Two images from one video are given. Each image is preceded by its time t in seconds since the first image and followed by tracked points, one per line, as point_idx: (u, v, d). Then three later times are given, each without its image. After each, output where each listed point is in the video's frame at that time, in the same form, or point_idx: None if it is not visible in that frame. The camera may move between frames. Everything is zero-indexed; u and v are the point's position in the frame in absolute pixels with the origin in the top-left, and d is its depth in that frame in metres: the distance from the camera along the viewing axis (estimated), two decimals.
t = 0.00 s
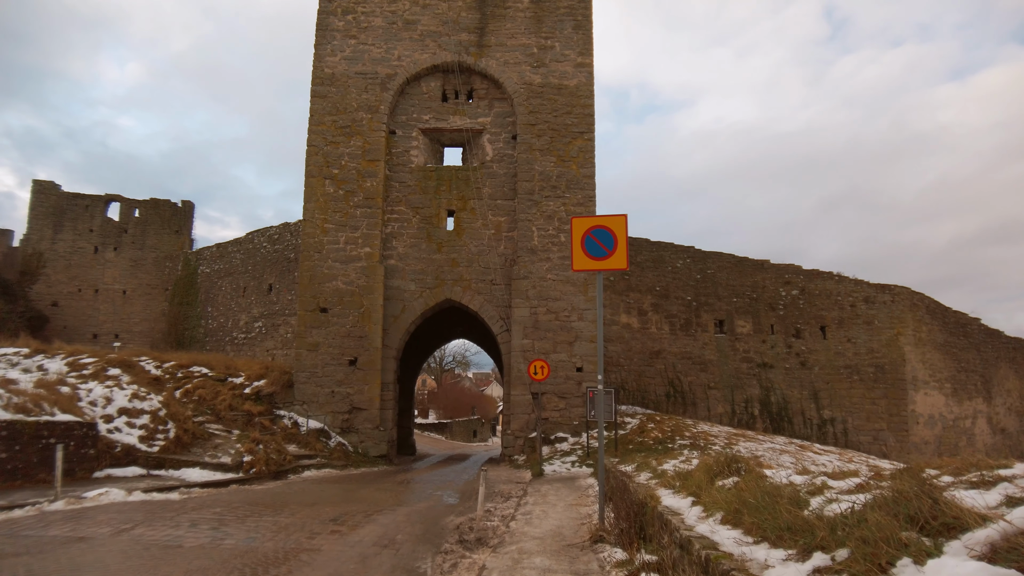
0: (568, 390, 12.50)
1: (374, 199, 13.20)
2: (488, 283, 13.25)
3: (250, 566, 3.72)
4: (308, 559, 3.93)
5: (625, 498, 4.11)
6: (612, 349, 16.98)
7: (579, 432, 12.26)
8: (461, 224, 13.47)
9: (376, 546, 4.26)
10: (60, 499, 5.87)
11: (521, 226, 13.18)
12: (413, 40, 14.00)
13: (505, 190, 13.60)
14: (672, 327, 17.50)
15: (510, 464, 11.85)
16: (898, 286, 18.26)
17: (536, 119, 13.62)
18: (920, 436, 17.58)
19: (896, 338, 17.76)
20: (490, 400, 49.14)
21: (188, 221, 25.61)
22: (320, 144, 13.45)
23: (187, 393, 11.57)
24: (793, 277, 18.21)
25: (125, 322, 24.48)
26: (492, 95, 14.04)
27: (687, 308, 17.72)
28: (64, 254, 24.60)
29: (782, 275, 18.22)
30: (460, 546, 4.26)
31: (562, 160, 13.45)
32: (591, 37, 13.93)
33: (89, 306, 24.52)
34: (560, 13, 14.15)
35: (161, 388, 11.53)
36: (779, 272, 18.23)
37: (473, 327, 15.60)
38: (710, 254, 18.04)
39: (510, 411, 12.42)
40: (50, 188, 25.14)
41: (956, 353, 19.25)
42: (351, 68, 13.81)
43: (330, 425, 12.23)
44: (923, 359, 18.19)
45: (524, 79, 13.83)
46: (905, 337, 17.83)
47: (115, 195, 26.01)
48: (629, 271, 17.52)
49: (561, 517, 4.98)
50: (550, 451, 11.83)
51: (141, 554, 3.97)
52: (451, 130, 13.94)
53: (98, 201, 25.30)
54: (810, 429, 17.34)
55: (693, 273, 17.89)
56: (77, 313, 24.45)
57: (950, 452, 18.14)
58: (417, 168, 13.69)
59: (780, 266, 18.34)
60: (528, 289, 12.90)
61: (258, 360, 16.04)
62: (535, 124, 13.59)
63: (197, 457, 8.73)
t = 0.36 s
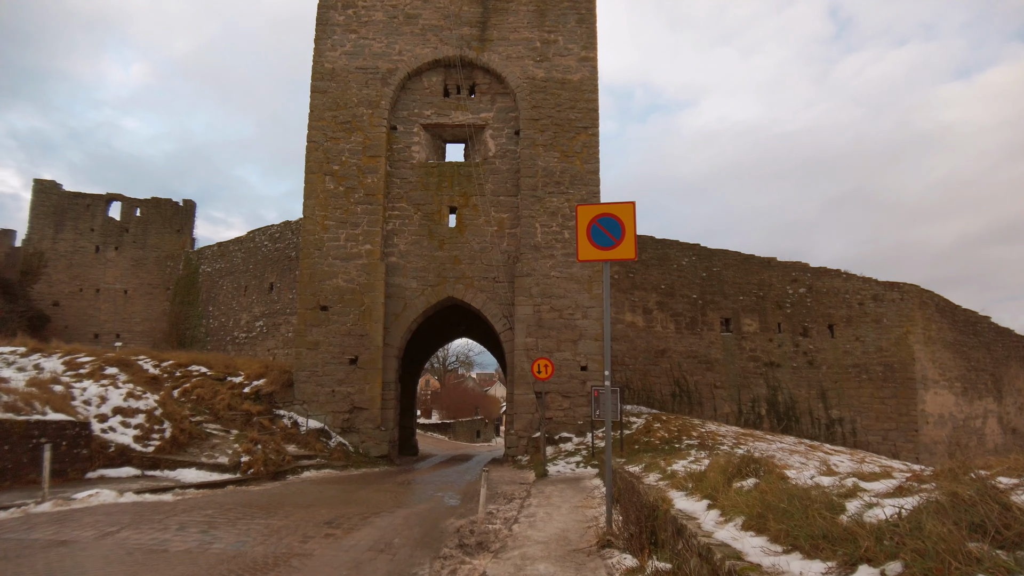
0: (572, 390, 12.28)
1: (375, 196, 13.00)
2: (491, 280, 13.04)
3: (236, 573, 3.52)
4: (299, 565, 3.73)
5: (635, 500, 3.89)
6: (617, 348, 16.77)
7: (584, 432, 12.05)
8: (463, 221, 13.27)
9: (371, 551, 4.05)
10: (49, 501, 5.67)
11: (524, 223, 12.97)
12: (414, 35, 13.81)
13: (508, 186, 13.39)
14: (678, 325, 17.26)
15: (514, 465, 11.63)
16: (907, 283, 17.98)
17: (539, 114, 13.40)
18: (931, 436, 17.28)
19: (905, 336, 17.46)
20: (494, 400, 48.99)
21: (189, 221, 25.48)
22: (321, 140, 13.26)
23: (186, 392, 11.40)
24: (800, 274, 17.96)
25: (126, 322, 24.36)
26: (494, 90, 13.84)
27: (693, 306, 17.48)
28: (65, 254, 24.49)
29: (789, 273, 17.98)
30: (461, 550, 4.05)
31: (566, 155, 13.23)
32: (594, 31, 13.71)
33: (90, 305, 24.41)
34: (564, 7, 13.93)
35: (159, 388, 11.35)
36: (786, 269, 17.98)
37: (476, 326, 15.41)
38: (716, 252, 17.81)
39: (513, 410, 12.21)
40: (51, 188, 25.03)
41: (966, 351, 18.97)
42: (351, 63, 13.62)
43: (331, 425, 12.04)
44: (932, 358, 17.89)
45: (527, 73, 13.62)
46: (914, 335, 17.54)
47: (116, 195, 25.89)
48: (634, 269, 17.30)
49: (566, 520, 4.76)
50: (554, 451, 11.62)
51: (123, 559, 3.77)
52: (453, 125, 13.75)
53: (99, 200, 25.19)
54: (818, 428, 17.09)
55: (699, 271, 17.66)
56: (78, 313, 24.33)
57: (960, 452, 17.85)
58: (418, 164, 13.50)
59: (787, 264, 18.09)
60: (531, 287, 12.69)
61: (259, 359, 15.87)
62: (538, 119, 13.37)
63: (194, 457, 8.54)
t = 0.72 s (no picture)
0: (572, 389, 12.05)
1: (372, 192, 12.76)
2: (490, 278, 12.81)
3: None
4: (281, 574, 3.50)
5: (638, 506, 3.65)
6: (618, 347, 16.53)
7: (585, 432, 11.82)
8: (462, 218, 13.04)
9: (359, 559, 3.82)
10: (28, 505, 5.44)
11: (523, 219, 12.73)
12: (412, 28, 13.58)
13: (508, 182, 13.16)
14: (680, 324, 17.02)
15: (513, 466, 11.40)
16: (912, 282, 17.74)
17: (539, 109, 13.17)
18: (936, 436, 17.03)
19: (911, 335, 17.22)
20: (495, 400, 48.76)
21: (187, 219, 25.27)
22: (317, 135, 13.03)
23: (178, 392, 11.17)
24: (804, 272, 17.72)
25: (123, 321, 24.15)
26: (493, 84, 13.62)
27: (695, 304, 17.24)
28: (62, 252, 24.27)
29: (793, 271, 17.75)
30: (453, 559, 3.82)
31: (566, 151, 12.99)
32: (595, 25, 13.48)
33: (87, 304, 24.20)
34: None
35: (151, 387, 11.12)
36: (789, 267, 17.76)
37: (475, 324, 15.19)
38: (718, 249, 17.58)
39: (513, 410, 11.98)
40: (47, 186, 24.83)
41: (972, 350, 18.73)
42: (348, 57, 13.39)
43: (327, 425, 11.82)
44: (938, 357, 17.64)
45: (526, 67, 13.38)
46: (920, 334, 17.29)
47: (113, 193, 25.68)
48: (636, 267, 17.06)
49: (565, 525, 4.53)
50: (554, 452, 11.39)
51: (93, 568, 3.54)
52: (452, 120, 13.53)
53: (96, 198, 24.97)
54: (822, 429, 16.85)
55: (701, 269, 17.43)
56: (74, 312, 24.12)
57: (966, 452, 17.59)
58: (416, 159, 13.27)
59: (790, 262, 17.86)
60: (531, 284, 12.46)
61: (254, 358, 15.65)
62: (538, 114, 13.14)
63: (184, 458, 8.31)
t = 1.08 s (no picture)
0: (575, 389, 11.83)
1: (371, 188, 12.57)
2: (491, 276, 12.61)
3: None
4: None
5: (644, 513, 3.42)
6: (621, 346, 16.31)
7: (588, 433, 11.61)
8: (463, 215, 12.84)
9: (349, 567, 3.62)
10: (10, 509, 5.25)
11: (525, 216, 12.51)
12: (412, 23, 13.39)
13: (509, 178, 12.95)
14: (684, 323, 16.79)
15: (515, 467, 11.19)
16: (920, 279, 17.48)
17: (541, 104, 12.95)
18: (945, 437, 16.76)
19: (919, 334, 16.95)
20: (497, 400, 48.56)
21: (187, 218, 25.12)
22: (315, 131, 12.84)
23: (175, 392, 11.00)
24: (810, 270, 17.48)
25: (124, 320, 24.02)
26: (494, 79, 13.42)
27: (700, 303, 17.00)
28: (62, 252, 24.15)
29: (799, 269, 17.51)
30: (448, 567, 3.62)
31: (568, 146, 12.78)
32: (598, 19, 13.27)
33: (87, 304, 24.08)
34: None
35: (146, 387, 10.95)
36: (795, 265, 17.52)
37: (476, 323, 15.00)
38: (723, 247, 17.35)
39: (514, 410, 11.77)
40: (47, 185, 24.71)
41: (981, 349, 18.46)
42: (347, 52, 13.19)
43: (325, 425, 11.62)
44: (946, 356, 17.38)
45: (528, 62, 13.17)
46: (928, 333, 17.02)
47: (113, 192, 25.55)
48: (639, 265, 16.84)
49: (567, 530, 4.32)
50: (556, 452, 11.18)
51: None
52: (452, 116, 13.34)
53: (96, 198, 24.84)
54: (829, 429, 16.60)
55: (705, 267, 17.20)
56: (74, 312, 23.99)
57: (975, 453, 17.32)
58: (416, 156, 13.07)
59: (796, 260, 17.62)
60: (533, 282, 12.25)
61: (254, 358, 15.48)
62: (539, 109, 12.93)
63: (177, 460, 8.12)
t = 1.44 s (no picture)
0: (579, 388, 11.60)
1: (372, 185, 12.36)
2: (493, 274, 12.38)
3: None
4: None
5: (655, 519, 3.18)
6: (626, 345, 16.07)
7: (592, 433, 11.37)
8: (465, 211, 12.61)
9: None
10: None
11: (528, 212, 12.28)
12: (413, 16, 13.18)
13: (512, 174, 12.73)
14: (690, 322, 16.54)
15: (518, 468, 10.96)
16: (930, 277, 17.19)
17: (544, 98, 12.73)
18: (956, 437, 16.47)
19: (929, 333, 16.67)
20: (501, 400, 48.35)
21: (188, 217, 24.97)
22: (315, 127, 12.64)
23: (172, 391, 10.81)
24: (818, 268, 17.20)
25: (125, 320, 23.89)
26: (496, 74, 13.20)
27: (706, 302, 16.74)
28: (63, 251, 24.04)
29: (806, 267, 17.24)
30: None
31: (572, 142, 12.55)
32: (602, 12, 13.04)
33: (88, 304, 23.96)
34: None
35: (143, 386, 10.75)
36: (803, 263, 17.26)
37: (479, 322, 14.79)
38: (729, 245, 17.09)
39: (518, 410, 11.53)
40: (48, 184, 24.61)
41: (992, 348, 18.15)
42: (347, 46, 12.98)
43: (325, 426, 11.41)
44: (957, 355, 17.08)
45: (531, 56, 12.94)
46: (938, 331, 16.74)
47: (114, 191, 25.42)
48: (644, 263, 16.58)
49: (572, 536, 4.09)
50: (560, 453, 10.95)
51: None
52: (454, 111, 13.13)
53: (97, 196, 24.72)
54: (838, 429, 16.32)
55: (711, 265, 16.95)
56: (75, 312, 23.87)
57: (987, 454, 17.01)
58: (418, 151, 12.86)
59: (804, 257, 17.36)
60: (536, 280, 12.02)
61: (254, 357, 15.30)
62: (543, 103, 12.70)
63: (172, 460, 7.91)
